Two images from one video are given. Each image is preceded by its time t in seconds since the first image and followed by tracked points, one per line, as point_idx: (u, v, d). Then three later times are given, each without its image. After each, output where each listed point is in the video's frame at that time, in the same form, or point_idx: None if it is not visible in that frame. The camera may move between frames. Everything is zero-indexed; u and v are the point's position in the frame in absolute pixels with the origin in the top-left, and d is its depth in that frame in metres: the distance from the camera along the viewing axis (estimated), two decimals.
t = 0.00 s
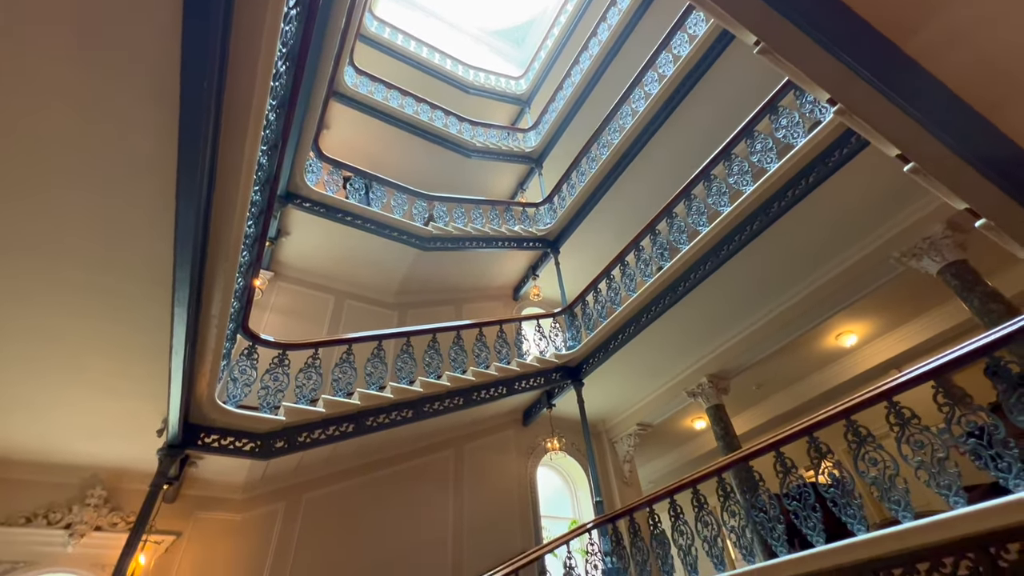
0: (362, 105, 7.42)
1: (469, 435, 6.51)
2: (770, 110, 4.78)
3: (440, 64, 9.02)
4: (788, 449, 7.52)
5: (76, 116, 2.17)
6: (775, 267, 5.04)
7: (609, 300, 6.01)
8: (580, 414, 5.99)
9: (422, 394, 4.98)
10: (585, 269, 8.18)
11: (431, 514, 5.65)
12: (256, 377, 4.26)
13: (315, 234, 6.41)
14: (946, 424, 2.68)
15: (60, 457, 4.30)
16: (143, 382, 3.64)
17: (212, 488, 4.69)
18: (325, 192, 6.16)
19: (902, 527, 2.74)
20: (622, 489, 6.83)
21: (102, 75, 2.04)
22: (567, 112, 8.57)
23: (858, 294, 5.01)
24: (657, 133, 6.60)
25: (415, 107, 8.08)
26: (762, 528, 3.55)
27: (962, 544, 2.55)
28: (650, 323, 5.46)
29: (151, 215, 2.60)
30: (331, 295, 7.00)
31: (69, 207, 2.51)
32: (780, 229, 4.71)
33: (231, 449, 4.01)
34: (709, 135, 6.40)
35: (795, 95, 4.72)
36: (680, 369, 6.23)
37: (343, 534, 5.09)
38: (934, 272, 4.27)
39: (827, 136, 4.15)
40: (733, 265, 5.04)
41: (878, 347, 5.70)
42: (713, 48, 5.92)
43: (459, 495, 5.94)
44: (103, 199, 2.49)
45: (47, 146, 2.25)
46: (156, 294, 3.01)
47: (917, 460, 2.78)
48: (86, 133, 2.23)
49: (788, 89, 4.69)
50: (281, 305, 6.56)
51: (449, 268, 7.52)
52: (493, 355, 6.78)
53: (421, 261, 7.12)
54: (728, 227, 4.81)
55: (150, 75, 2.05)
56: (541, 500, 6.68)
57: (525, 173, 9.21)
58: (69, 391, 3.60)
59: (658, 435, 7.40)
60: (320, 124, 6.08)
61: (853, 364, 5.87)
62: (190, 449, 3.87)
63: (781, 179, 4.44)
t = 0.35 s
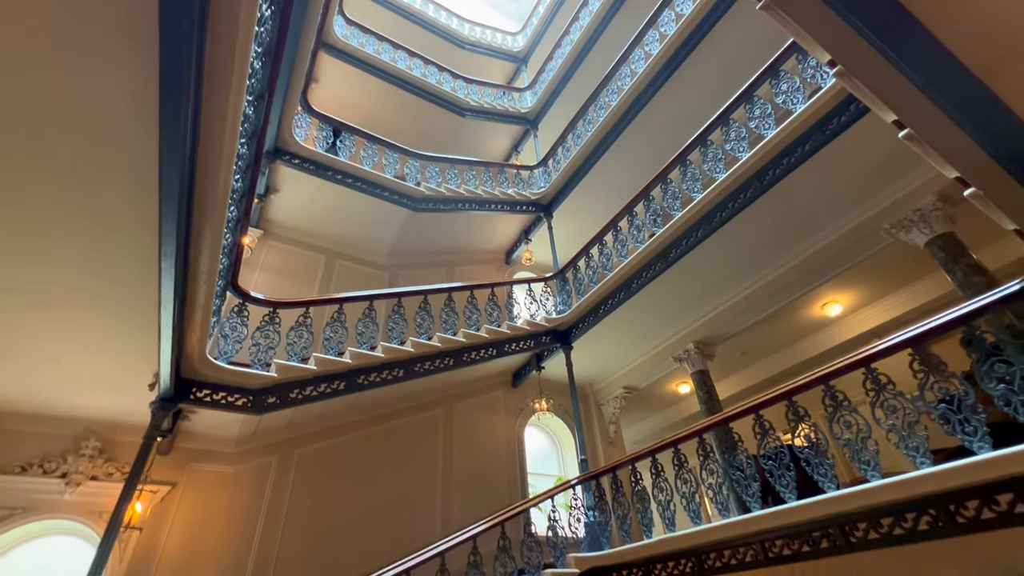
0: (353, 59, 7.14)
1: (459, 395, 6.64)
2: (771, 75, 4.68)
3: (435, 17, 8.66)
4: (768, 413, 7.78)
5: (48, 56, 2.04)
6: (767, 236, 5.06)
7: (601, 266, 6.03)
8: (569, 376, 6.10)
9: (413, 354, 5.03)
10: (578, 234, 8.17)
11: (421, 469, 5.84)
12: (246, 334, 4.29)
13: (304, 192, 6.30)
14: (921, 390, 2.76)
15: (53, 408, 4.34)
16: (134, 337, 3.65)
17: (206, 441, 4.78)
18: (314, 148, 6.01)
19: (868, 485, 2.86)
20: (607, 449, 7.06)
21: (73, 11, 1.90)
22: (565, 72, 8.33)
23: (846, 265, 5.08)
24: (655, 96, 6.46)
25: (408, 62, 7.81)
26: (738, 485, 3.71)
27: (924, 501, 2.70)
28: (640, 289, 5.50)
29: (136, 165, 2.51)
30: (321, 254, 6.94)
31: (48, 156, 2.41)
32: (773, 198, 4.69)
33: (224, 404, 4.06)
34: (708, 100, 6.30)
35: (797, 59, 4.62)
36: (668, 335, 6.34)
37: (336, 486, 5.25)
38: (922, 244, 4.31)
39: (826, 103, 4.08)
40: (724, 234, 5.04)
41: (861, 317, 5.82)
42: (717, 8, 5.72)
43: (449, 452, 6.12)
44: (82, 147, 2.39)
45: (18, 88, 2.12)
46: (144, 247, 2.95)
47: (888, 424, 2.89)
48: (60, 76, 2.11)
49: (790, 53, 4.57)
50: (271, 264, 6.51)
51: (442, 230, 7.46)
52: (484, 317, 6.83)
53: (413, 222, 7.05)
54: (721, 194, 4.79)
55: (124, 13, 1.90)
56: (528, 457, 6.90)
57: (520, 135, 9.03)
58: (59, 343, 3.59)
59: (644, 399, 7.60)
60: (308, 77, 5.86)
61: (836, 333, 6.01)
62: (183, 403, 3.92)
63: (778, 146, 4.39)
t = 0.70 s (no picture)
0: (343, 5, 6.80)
1: (450, 354, 6.74)
2: (775, 35, 4.53)
3: None
4: (750, 377, 8.00)
5: None
6: (761, 203, 5.04)
7: (594, 230, 6.00)
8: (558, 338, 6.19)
9: (404, 314, 5.05)
10: (572, 197, 8.10)
11: (412, 425, 5.98)
12: (236, 290, 4.28)
13: (292, 146, 6.13)
14: (897, 356, 2.84)
15: (42, 359, 4.34)
16: (122, 290, 3.63)
17: (198, 394, 4.83)
18: (303, 101, 5.82)
19: (839, 446, 2.99)
20: (593, 408, 7.26)
21: None
22: (564, 27, 8.02)
23: (837, 234, 5.10)
24: (656, 56, 6.25)
25: (401, 12, 7.46)
26: (717, 444, 3.84)
27: (892, 461, 2.82)
28: (632, 254, 5.51)
29: (114, 113, 2.39)
30: (312, 211, 6.83)
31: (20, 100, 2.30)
32: (769, 164, 4.64)
33: (215, 358, 4.07)
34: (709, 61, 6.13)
35: (802, 19, 4.47)
36: (658, 300, 6.41)
37: (328, 439, 5.39)
38: (913, 214, 4.32)
39: (829, 67, 3.98)
40: (718, 200, 5.01)
41: (847, 286, 5.91)
42: None
43: (439, 409, 6.27)
44: (56, 92, 2.27)
45: None
46: (127, 198, 2.87)
47: (865, 388, 2.98)
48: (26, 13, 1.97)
49: (796, 13, 4.42)
50: (260, 220, 6.38)
51: (434, 189, 7.35)
52: (475, 279, 6.85)
53: (405, 180, 6.93)
54: (717, 159, 4.73)
55: None
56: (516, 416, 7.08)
57: (516, 92, 8.78)
58: (45, 294, 3.56)
59: (631, 362, 7.75)
60: (295, 24, 5.59)
61: (821, 301, 6.12)
62: (174, 355, 3.94)
63: (777, 110, 4.31)
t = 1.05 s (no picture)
0: None
1: (444, 313, 6.78)
2: None
3: None
4: (739, 341, 8.16)
5: None
6: (760, 167, 4.98)
7: (590, 191, 5.93)
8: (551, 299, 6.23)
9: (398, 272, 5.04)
10: (570, 156, 7.98)
11: (406, 381, 6.09)
12: (227, 243, 4.23)
13: (283, 96, 5.92)
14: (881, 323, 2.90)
15: (35, 308, 4.32)
16: (113, 241, 3.59)
17: (193, 346, 4.87)
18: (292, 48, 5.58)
19: (820, 407, 3.09)
20: (584, 368, 7.42)
21: None
22: None
23: (834, 201, 5.08)
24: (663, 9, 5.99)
25: None
26: (703, 404, 3.96)
27: (868, 421, 2.93)
28: (628, 216, 5.47)
29: (94, 56, 2.26)
30: (304, 165, 6.68)
31: None
32: (771, 127, 4.55)
33: (207, 311, 4.08)
34: (716, 16, 5.90)
35: None
36: (653, 262, 6.42)
37: (323, 392, 5.49)
38: (910, 182, 4.31)
39: (839, 26, 3.82)
40: (718, 163, 4.93)
41: (839, 253, 5.95)
42: None
43: (433, 366, 6.37)
44: (29, 32, 2.14)
45: None
46: (111, 145, 2.76)
47: (848, 352, 3.06)
48: None
49: None
50: (251, 172, 6.23)
51: (429, 145, 7.18)
52: (470, 238, 6.83)
53: (399, 135, 6.76)
54: (718, 120, 4.63)
55: None
56: (508, 374, 7.23)
57: (515, 45, 8.46)
58: (33, 242, 3.50)
59: (623, 324, 7.86)
60: None
61: (813, 268, 6.17)
62: (167, 308, 3.93)
63: (783, 70, 4.18)
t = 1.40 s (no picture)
0: None
1: (441, 270, 6.79)
2: None
3: None
4: (733, 303, 8.24)
5: None
6: (766, 126, 4.87)
7: (591, 148, 5.81)
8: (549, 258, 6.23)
9: (395, 228, 5.00)
10: (572, 112, 7.77)
11: (404, 336, 6.17)
12: (220, 194, 4.17)
13: (274, 40, 5.67)
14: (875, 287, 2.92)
15: (30, 257, 4.30)
16: (106, 190, 3.54)
17: (191, 299, 4.88)
18: None
19: (808, 367, 3.16)
20: (579, 326, 7.51)
21: None
22: None
23: (838, 163, 5.00)
24: None
25: None
26: (694, 363, 4.04)
27: (853, 383, 3.02)
28: (629, 175, 5.39)
29: None
30: (298, 114, 6.48)
31: None
32: (780, 85, 4.41)
33: (204, 264, 4.07)
34: None
35: None
36: (652, 223, 6.39)
37: (322, 346, 5.57)
38: (917, 145, 4.24)
39: None
40: (723, 121, 4.81)
41: (839, 217, 5.93)
42: None
43: (430, 322, 6.44)
44: None
45: None
46: (97, 89, 2.66)
47: (839, 315, 3.10)
48: None
49: None
50: (243, 121, 6.03)
51: (427, 97, 6.96)
52: (468, 195, 6.74)
53: (396, 85, 6.54)
54: (726, 76, 4.48)
55: None
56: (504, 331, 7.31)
57: None
58: (24, 190, 3.44)
59: (620, 284, 7.89)
60: None
61: (811, 232, 6.15)
62: (163, 260, 3.91)
63: (796, 24, 4.01)
